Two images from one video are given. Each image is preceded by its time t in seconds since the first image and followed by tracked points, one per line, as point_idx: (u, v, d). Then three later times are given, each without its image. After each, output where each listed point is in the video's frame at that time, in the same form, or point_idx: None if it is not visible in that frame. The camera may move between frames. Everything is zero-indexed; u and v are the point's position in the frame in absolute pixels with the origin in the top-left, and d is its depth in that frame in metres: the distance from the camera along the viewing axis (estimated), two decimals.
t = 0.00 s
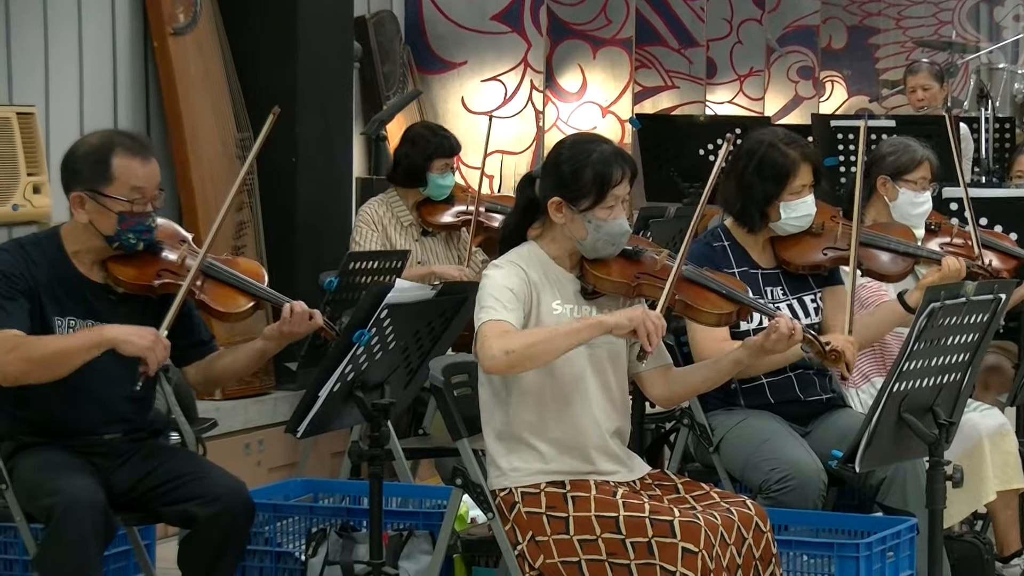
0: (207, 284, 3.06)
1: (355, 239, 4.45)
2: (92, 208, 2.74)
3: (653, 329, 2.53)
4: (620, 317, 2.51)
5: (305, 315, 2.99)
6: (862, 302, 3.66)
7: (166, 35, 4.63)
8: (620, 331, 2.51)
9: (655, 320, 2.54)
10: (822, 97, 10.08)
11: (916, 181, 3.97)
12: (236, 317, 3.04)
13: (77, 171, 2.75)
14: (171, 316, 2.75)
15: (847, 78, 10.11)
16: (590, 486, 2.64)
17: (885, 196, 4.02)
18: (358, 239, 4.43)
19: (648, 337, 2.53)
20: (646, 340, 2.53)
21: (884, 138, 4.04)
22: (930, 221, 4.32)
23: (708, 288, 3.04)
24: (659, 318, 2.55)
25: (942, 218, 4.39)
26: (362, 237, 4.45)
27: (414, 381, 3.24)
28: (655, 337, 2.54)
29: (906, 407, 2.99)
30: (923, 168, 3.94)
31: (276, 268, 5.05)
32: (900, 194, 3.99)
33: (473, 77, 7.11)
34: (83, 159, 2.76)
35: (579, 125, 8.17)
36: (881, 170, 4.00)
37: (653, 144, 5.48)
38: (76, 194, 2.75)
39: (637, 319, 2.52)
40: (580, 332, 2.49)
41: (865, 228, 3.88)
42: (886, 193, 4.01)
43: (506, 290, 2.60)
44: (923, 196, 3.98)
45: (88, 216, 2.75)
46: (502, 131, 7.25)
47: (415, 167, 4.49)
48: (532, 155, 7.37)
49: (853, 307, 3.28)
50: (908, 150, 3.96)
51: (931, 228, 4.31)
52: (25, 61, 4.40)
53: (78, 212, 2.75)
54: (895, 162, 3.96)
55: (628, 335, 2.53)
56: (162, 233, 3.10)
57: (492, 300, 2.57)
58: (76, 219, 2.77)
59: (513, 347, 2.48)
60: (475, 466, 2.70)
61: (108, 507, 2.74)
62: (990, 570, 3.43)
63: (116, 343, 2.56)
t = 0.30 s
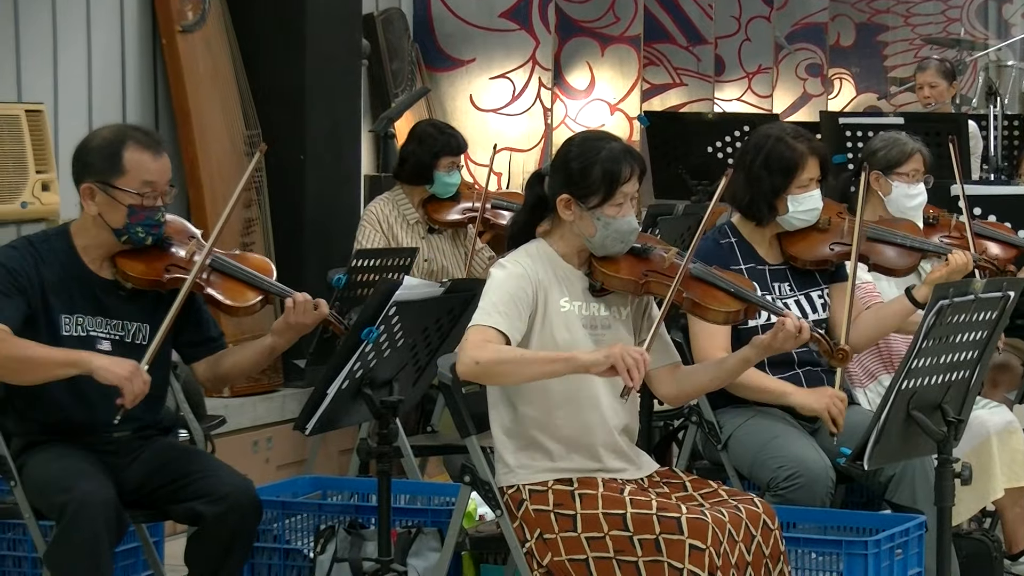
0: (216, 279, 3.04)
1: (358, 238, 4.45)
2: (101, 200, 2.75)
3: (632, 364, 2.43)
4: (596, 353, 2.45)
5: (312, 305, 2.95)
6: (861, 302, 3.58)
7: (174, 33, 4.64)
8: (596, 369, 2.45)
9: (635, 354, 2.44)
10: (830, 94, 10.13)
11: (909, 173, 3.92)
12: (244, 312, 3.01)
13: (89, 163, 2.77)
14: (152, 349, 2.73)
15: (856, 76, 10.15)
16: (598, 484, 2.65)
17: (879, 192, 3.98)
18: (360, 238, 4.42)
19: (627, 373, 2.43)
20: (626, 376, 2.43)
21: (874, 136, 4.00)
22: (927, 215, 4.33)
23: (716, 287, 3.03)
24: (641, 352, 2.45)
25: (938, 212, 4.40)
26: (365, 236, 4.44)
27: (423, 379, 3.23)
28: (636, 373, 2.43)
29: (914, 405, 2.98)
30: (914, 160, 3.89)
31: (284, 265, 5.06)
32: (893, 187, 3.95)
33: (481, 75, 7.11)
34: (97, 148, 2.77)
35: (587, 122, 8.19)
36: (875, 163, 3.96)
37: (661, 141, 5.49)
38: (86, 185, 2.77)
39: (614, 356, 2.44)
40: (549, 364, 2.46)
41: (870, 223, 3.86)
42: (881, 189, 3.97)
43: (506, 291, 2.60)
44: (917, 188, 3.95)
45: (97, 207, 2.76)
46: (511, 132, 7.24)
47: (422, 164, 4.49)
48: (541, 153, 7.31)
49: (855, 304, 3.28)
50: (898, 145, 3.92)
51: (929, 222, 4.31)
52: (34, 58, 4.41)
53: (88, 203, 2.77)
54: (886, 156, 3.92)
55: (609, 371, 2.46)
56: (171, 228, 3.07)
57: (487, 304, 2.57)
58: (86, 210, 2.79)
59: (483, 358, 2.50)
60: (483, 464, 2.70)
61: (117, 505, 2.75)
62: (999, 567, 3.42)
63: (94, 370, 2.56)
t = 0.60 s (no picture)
0: (224, 270, 3.02)
1: (363, 234, 4.46)
2: (108, 189, 2.76)
3: (595, 415, 2.41)
4: (558, 403, 2.43)
5: (321, 295, 2.97)
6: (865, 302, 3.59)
7: (181, 29, 4.65)
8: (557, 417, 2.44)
9: (599, 404, 2.41)
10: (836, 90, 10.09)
11: (907, 168, 3.94)
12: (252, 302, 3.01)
13: (96, 152, 2.78)
14: (136, 358, 2.71)
15: (862, 71, 10.13)
16: (604, 479, 2.64)
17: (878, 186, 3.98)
18: (365, 233, 4.44)
19: (590, 423, 2.41)
20: (589, 427, 2.41)
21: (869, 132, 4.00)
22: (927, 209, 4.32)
23: (723, 283, 3.02)
24: (606, 401, 2.42)
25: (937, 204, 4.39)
26: (370, 232, 4.46)
27: (430, 374, 3.23)
28: (599, 424, 2.41)
29: (920, 400, 2.99)
30: (912, 154, 3.91)
31: (290, 261, 5.07)
32: (893, 182, 3.96)
33: (488, 71, 7.12)
34: (106, 138, 2.78)
35: (593, 118, 8.19)
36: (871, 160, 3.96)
37: (667, 137, 5.49)
38: (93, 173, 2.77)
39: (576, 406, 2.42)
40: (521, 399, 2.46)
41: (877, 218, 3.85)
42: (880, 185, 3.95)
43: (508, 294, 2.59)
44: (916, 181, 3.96)
45: (103, 196, 2.77)
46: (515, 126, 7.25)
47: (428, 160, 4.49)
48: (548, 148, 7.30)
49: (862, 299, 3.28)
50: (897, 139, 3.93)
51: (930, 216, 4.30)
52: (40, 54, 4.42)
53: (95, 192, 2.78)
54: (885, 151, 3.93)
55: (573, 420, 2.44)
56: (176, 221, 3.06)
57: (489, 308, 2.57)
58: (92, 200, 2.79)
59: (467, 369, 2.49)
60: (489, 459, 2.72)
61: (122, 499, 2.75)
62: (1005, 562, 3.43)
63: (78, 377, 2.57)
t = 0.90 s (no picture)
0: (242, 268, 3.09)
1: (372, 232, 4.54)
2: (133, 186, 2.83)
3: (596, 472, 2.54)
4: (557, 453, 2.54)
5: (323, 290, 3.04)
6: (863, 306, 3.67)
7: (194, 32, 4.73)
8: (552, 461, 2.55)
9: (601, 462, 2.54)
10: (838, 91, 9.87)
11: (907, 168, 4.01)
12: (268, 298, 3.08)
13: (123, 150, 2.85)
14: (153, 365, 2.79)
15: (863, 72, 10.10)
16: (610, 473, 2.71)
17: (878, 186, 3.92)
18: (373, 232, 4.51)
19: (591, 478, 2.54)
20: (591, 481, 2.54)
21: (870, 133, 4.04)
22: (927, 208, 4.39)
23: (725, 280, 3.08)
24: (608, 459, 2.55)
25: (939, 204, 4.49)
26: (379, 231, 4.53)
27: (439, 370, 3.30)
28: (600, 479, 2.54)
29: (919, 395, 3.05)
30: (911, 155, 3.96)
31: (301, 259, 5.15)
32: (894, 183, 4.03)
33: (495, 73, 7.19)
34: (131, 137, 2.85)
35: (598, 120, 8.24)
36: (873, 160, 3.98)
37: (670, 137, 5.55)
38: (119, 171, 2.84)
39: (580, 460, 2.54)
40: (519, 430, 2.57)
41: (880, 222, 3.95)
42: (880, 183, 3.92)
43: (514, 295, 2.67)
44: (915, 182, 4.04)
45: (128, 194, 2.84)
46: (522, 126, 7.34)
47: (437, 159, 4.56)
48: (554, 149, 7.43)
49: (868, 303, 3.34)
50: (896, 140, 3.97)
51: (929, 214, 4.39)
52: (57, 55, 4.49)
53: (119, 189, 2.85)
54: (885, 152, 3.96)
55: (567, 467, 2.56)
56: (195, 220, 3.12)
57: (497, 314, 2.65)
58: (116, 197, 2.86)
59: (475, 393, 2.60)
60: (496, 454, 2.77)
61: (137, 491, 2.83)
62: (1004, 555, 3.48)
63: (85, 390, 2.65)
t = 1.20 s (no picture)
0: (259, 274, 3.21)
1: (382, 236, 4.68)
2: (161, 197, 2.97)
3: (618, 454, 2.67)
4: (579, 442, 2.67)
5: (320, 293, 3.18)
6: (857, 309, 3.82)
7: (211, 43, 4.87)
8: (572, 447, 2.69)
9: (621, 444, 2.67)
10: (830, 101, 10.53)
11: (900, 175, 4.11)
12: (281, 305, 3.19)
13: (151, 161, 2.98)
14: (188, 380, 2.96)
15: (854, 83, 10.54)
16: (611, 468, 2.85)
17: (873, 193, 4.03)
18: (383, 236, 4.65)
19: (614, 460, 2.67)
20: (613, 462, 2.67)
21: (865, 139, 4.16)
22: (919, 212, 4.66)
23: (721, 284, 3.18)
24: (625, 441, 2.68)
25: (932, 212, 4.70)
26: (389, 235, 4.67)
27: (446, 369, 3.44)
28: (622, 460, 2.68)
29: (909, 393, 3.17)
30: (905, 163, 4.06)
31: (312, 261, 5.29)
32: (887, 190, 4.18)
33: (499, 83, 7.35)
34: (160, 149, 2.99)
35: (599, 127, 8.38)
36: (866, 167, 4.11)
37: (670, 144, 5.70)
38: (147, 182, 2.98)
39: (602, 445, 2.66)
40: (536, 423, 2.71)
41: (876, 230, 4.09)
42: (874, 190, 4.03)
43: (519, 298, 2.80)
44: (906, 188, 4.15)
45: (155, 205, 2.97)
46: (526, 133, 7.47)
47: (445, 165, 4.70)
48: (557, 155, 7.50)
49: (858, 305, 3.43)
50: (889, 148, 4.09)
51: (921, 219, 4.64)
52: (79, 66, 4.64)
53: (148, 199, 2.98)
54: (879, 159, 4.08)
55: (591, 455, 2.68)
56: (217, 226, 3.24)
57: (503, 316, 2.79)
58: (144, 207, 3.00)
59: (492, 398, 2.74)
60: (503, 450, 2.90)
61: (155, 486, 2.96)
62: (991, 548, 3.61)
63: (126, 414, 2.88)
